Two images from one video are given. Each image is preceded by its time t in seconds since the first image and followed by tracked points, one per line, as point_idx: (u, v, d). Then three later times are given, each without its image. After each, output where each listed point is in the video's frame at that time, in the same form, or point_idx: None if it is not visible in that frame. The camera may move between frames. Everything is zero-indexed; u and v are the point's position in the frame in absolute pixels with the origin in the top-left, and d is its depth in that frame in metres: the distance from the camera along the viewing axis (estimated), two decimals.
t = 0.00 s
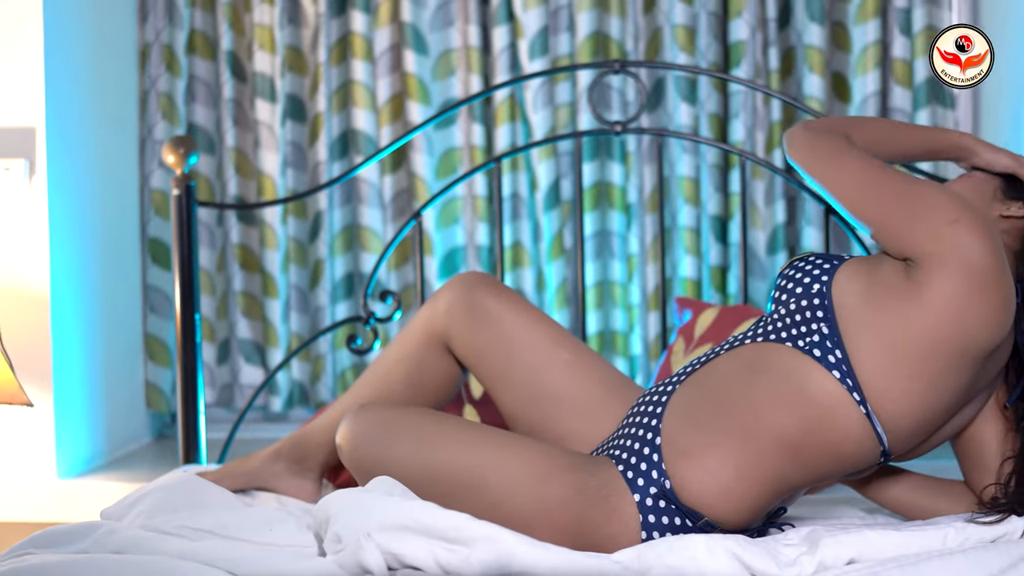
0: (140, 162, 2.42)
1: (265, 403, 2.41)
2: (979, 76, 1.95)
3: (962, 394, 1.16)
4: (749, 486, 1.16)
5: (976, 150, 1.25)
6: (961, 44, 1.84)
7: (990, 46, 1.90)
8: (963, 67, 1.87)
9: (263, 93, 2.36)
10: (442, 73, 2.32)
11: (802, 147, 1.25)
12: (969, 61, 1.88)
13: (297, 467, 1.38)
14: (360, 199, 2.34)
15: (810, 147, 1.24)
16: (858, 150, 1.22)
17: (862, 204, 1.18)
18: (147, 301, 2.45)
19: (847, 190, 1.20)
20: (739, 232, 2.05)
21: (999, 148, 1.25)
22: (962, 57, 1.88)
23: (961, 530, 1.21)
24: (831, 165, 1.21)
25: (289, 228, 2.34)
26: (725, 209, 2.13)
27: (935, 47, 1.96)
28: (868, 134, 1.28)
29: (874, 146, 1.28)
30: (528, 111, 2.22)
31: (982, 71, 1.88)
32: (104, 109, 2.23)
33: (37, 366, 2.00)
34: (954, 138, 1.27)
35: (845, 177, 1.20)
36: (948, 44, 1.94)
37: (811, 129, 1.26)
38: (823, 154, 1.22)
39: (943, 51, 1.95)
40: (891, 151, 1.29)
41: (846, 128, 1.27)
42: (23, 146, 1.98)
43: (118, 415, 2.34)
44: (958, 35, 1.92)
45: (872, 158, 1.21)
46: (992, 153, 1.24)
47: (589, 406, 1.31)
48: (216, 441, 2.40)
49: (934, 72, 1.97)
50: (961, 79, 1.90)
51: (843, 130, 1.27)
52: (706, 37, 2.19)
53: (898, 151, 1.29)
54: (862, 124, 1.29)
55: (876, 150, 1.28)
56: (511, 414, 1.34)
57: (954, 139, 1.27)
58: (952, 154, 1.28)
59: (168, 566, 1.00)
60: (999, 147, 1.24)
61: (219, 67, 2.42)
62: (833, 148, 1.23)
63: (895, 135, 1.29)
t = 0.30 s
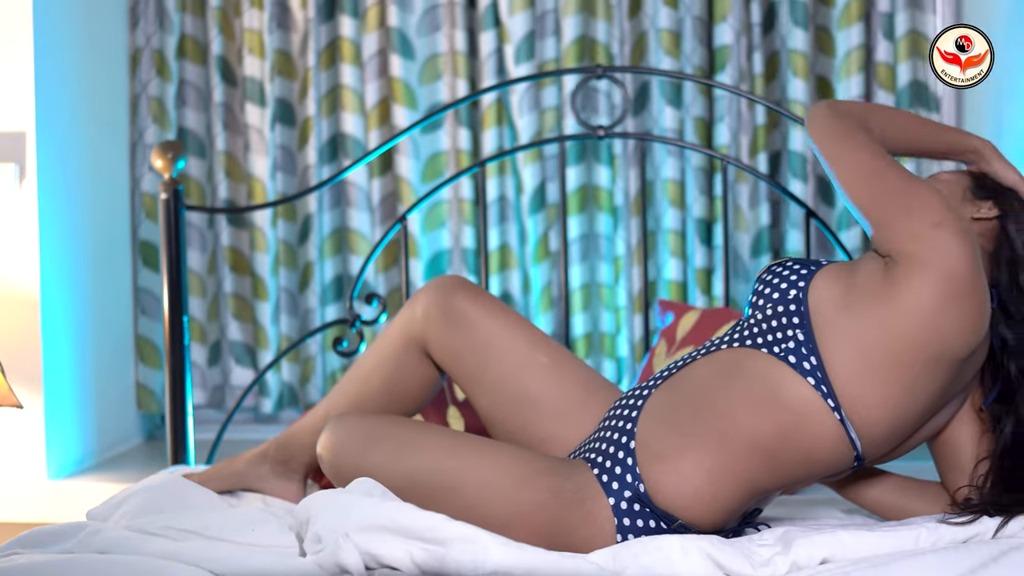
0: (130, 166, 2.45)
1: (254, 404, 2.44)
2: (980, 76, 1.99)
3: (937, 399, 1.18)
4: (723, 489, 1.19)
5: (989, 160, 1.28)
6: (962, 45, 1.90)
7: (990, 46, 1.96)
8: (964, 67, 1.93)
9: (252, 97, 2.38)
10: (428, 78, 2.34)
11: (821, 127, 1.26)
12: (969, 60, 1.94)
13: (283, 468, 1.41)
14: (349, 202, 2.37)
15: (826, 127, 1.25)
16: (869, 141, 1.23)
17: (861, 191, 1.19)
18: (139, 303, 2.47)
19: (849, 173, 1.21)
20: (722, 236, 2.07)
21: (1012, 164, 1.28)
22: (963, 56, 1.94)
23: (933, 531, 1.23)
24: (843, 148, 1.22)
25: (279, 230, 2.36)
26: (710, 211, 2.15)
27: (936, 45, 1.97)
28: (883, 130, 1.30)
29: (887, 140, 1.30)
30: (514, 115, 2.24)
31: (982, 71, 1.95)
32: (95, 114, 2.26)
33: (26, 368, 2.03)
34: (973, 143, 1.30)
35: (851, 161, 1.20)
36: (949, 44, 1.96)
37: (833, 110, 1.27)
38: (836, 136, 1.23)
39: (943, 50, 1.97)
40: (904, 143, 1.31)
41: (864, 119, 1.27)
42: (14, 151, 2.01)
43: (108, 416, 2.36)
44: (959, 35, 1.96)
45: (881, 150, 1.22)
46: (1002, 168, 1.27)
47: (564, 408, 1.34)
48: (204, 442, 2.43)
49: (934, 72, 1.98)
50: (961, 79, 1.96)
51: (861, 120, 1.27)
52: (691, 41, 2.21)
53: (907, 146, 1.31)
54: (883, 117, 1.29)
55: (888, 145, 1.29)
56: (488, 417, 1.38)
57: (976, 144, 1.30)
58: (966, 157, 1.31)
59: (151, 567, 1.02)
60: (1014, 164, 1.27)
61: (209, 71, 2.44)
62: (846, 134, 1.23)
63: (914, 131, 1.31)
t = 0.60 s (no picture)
0: (121, 168, 2.48)
1: (243, 404, 2.47)
2: (980, 76, 2.03)
3: (903, 400, 1.20)
4: (694, 489, 1.21)
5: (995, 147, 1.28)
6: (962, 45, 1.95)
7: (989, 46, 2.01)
8: (964, 67, 1.96)
9: (241, 101, 2.41)
10: (415, 81, 2.37)
11: (820, 116, 1.25)
12: (969, 60, 1.97)
13: (268, 467, 1.44)
14: (335, 205, 2.39)
15: (824, 115, 1.25)
16: (866, 135, 1.23)
17: (840, 183, 1.18)
18: (129, 304, 2.50)
19: (833, 162, 1.20)
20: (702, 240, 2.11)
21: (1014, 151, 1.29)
22: (963, 55, 1.97)
23: (903, 530, 1.25)
24: (839, 138, 1.21)
25: (267, 233, 2.38)
26: (694, 213, 2.19)
27: (936, 45, 2.00)
28: (885, 120, 1.29)
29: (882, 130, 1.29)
30: (498, 118, 2.28)
31: (983, 71, 1.98)
32: (85, 118, 2.29)
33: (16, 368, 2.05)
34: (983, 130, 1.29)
35: (839, 156, 1.20)
36: (949, 44, 1.99)
37: (838, 99, 1.26)
38: (832, 126, 1.23)
39: (943, 50, 1.99)
40: (907, 130, 1.30)
41: (866, 112, 1.27)
42: (4, 154, 2.03)
43: (99, 415, 2.39)
44: (958, 35, 2.00)
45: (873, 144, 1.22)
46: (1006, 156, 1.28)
47: (543, 408, 1.37)
48: (192, 442, 2.46)
49: (934, 72, 2.00)
50: (961, 79, 1.98)
51: (863, 112, 1.27)
52: (675, 44, 2.24)
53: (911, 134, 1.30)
54: (887, 107, 1.28)
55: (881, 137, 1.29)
56: (471, 417, 1.40)
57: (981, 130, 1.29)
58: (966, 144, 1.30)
59: (132, 564, 1.05)
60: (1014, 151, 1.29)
61: (199, 75, 2.46)
62: (844, 125, 1.23)
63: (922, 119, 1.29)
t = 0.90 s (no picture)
0: (114, 170, 2.50)
1: (235, 403, 2.50)
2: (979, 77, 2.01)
3: (880, 396, 1.22)
4: (677, 486, 1.23)
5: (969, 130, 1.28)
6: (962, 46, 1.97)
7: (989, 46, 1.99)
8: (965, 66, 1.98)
9: (233, 102, 2.45)
10: (406, 83, 2.39)
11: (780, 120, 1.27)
12: (969, 60, 1.99)
13: (259, 465, 1.45)
14: (325, 205, 2.41)
15: (784, 120, 1.26)
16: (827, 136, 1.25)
17: (806, 187, 1.20)
18: (122, 304, 2.52)
19: (798, 167, 1.21)
20: (688, 241, 2.13)
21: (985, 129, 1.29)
22: (963, 55, 1.98)
23: (883, 527, 1.27)
24: (796, 143, 1.23)
25: (259, 233, 2.40)
26: (683, 214, 2.22)
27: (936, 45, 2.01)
28: (855, 113, 1.30)
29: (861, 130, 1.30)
30: (486, 120, 2.30)
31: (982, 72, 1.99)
32: (78, 121, 2.31)
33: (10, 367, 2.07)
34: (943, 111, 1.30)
35: (799, 160, 1.21)
36: (949, 43, 2.00)
37: (793, 104, 1.28)
38: (792, 130, 1.24)
39: (943, 50, 2.01)
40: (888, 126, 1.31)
41: (823, 111, 1.28)
42: None
43: (92, 414, 2.41)
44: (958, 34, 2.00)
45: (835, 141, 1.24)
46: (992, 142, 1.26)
47: (530, 406, 1.38)
48: (184, 441, 2.48)
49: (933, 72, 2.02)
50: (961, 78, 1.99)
51: (820, 112, 1.28)
52: (664, 46, 2.28)
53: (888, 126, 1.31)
54: (846, 104, 1.29)
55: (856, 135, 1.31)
56: (459, 414, 1.41)
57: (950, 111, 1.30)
58: (944, 134, 1.27)
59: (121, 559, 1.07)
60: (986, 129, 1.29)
61: (192, 76, 2.48)
62: (805, 129, 1.25)
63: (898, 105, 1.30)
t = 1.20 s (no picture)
0: (101, 170, 2.52)
1: (220, 400, 2.52)
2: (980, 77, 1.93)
3: (850, 397, 1.24)
4: (652, 481, 1.24)
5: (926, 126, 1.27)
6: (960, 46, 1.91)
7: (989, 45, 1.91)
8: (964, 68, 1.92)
9: (219, 102, 2.47)
10: (390, 84, 2.41)
11: (733, 131, 1.28)
12: (969, 60, 1.93)
13: (241, 460, 1.47)
14: (309, 205, 2.43)
15: (736, 131, 1.27)
16: (781, 144, 1.26)
17: (769, 200, 1.21)
18: (108, 302, 2.52)
19: (760, 179, 1.23)
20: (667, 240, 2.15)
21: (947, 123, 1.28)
22: (963, 55, 1.93)
23: (854, 520, 1.30)
24: (750, 155, 1.24)
25: (245, 232, 2.43)
26: (664, 213, 2.26)
27: (936, 44, 1.96)
28: (819, 114, 1.30)
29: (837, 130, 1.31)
30: (469, 120, 2.34)
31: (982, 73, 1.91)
32: (63, 121, 2.34)
33: None
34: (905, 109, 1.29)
35: (757, 172, 1.23)
36: (949, 43, 1.94)
37: (740, 115, 1.29)
38: (748, 145, 1.25)
39: (943, 50, 1.95)
40: (861, 127, 1.33)
41: (773, 119, 1.29)
42: None
43: (77, 412, 2.44)
44: (958, 34, 1.94)
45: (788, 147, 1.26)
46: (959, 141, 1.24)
47: (508, 401, 1.40)
48: (168, 438, 2.51)
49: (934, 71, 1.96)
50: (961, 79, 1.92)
51: (769, 119, 1.29)
52: (645, 47, 2.31)
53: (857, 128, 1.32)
54: (795, 109, 1.30)
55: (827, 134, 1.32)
56: (438, 410, 1.43)
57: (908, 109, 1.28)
58: (917, 140, 1.28)
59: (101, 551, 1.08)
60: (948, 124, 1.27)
61: (178, 76, 2.49)
62: (759, 139, 1.26)
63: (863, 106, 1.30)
